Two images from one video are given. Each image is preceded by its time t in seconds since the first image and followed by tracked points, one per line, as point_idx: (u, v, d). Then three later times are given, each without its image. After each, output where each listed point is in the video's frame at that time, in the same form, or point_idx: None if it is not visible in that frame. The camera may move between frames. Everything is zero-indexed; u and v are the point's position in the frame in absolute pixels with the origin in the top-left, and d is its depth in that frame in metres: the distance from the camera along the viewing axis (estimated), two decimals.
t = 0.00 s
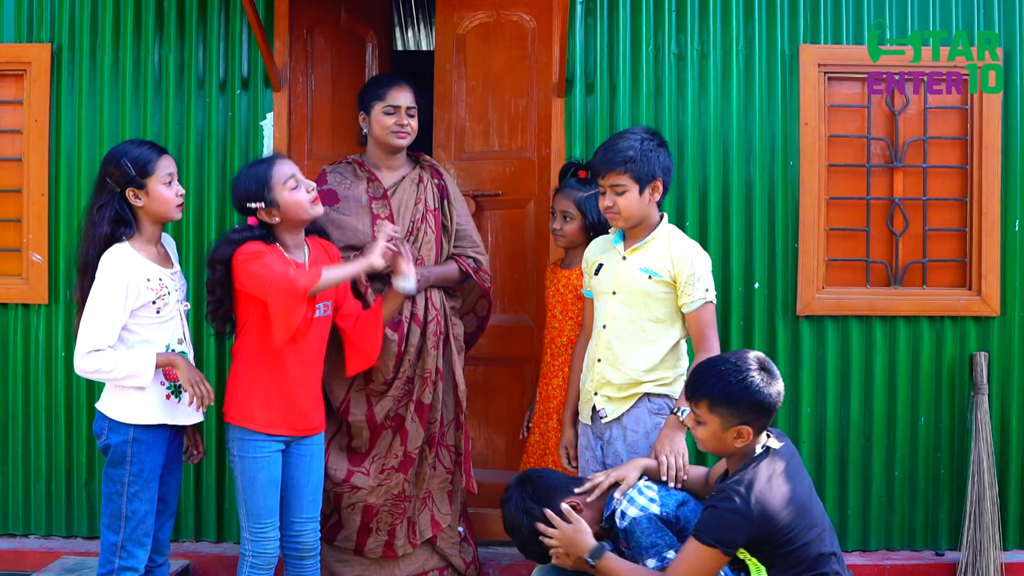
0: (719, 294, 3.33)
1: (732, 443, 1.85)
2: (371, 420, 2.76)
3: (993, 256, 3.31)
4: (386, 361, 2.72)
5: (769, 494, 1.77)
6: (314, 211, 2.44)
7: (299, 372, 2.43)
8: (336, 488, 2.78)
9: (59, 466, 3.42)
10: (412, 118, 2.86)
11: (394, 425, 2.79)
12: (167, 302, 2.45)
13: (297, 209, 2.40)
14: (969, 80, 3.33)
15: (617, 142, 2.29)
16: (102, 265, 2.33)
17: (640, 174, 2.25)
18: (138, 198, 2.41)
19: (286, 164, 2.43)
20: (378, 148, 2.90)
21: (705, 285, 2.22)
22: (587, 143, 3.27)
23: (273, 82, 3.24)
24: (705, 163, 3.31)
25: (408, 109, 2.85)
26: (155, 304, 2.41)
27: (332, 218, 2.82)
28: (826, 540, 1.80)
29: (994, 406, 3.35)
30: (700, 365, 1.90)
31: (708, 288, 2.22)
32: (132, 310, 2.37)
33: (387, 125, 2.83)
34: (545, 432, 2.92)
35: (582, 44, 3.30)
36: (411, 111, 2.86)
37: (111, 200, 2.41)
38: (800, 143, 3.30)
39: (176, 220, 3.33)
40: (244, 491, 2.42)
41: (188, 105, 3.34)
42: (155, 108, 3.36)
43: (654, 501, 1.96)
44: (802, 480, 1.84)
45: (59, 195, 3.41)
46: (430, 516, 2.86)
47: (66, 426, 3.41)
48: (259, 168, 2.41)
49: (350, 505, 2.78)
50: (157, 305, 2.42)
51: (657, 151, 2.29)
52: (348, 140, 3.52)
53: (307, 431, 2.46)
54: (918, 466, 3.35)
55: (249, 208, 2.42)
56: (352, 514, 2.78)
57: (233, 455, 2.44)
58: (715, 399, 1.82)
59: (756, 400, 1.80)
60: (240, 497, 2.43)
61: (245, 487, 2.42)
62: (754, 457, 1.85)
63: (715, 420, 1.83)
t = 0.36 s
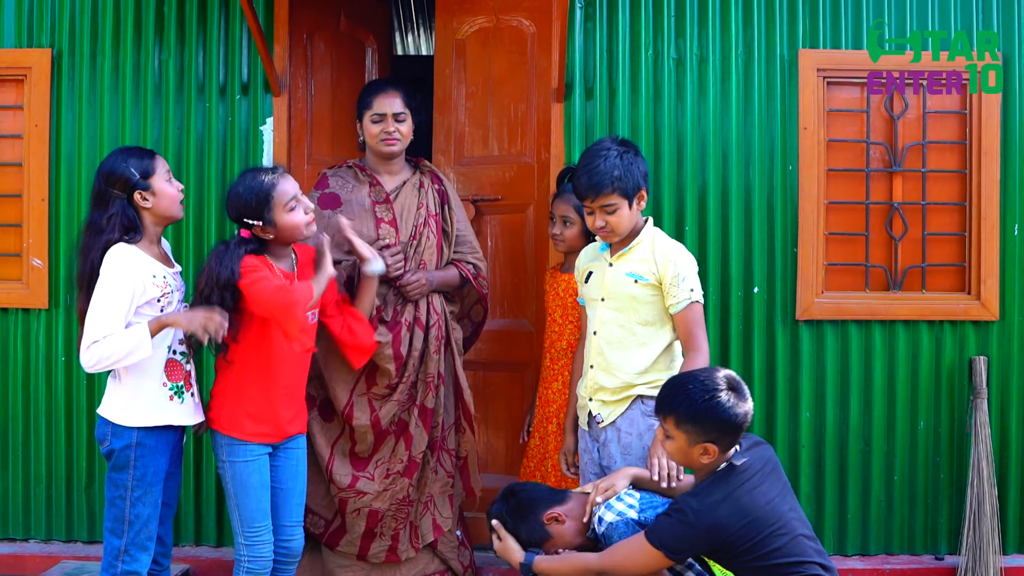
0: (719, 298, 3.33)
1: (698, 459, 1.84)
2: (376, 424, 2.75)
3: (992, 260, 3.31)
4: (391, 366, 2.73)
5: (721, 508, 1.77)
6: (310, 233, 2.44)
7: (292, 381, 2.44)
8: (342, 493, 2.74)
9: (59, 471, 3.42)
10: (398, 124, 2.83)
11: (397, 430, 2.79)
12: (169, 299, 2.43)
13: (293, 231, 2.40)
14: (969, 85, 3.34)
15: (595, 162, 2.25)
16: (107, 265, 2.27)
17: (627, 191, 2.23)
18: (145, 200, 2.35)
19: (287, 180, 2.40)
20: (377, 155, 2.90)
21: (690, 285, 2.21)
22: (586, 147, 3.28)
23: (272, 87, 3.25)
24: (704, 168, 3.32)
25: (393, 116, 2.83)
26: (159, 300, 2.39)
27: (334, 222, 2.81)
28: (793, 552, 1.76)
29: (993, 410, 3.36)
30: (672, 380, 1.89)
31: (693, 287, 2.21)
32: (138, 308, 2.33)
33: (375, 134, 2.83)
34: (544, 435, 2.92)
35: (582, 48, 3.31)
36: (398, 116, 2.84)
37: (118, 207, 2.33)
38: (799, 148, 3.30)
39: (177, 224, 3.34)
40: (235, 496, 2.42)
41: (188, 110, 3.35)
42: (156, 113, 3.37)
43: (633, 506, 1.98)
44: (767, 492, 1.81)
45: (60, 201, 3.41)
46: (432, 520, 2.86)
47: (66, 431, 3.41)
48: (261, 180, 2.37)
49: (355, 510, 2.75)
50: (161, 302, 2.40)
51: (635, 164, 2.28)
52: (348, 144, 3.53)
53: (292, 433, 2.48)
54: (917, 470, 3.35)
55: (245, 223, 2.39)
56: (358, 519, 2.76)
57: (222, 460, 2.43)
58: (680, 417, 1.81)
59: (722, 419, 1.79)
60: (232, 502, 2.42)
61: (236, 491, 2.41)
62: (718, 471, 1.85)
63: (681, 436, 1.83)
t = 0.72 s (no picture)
0: (718, 302, 3.33)
1: (664, 466, 1.85)
2: (367, 426, 2.76)
3: (991, 264, 3.31)
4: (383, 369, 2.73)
5: (693, 523, 1.77)
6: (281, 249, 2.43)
7: (281, 382, 2.46)
8: (332, 494, 2.77)
9: (58, 473, 3.42)
10: (389, 128, 2.84)
11: (391, 433, 2.79)
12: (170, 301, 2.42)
13: (267, 240, 2.41)
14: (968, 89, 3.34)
15: (576, 172, 2.27)
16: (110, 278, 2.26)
17: (609, 199, 2.26)
18: (144, 212, 2.34)
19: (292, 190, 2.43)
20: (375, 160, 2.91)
21: (678, 287, 2.24)
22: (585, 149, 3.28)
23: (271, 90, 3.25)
24: (703, 171, 3.32)
25: (384, 119, 2.83)
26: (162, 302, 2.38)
27: (331, 225, 2.85)
28: (773, 557, 1.76)
29: (991, 413, 3.36)
30: (660, 383, 1.91)
31: (683, 287, 2.24)
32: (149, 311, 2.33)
33: (367, 138, 2.84)
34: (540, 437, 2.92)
35: (581, 51, 3.31)
36: (388, 120, 2.84)
37: (117, 216, 2.31)
38: (798, 151, 3.30)
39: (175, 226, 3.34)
40: (222, 495, 2.42)
41: (187, 112, 3.35)
42: (155, 115, 3.37)
43: (631, 518, 1.98)
44: (739, 501, 1.81)
45: (59, 203, 3.41)
46: (426, 523, 2.87)
47: (65, 433, 3.41)
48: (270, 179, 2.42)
49: (345, 511, 2.77)
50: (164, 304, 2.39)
51: (614, 172, 2.31)
52: (347, 147, 3.53)
53: (279, 437, 2.47)
54: (916, 473, 3.35)
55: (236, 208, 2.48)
56: (348, 520, 2.77)
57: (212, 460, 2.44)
58: (659, 420, 1.83)
59: (698, 430, 1.80)
60: (220, 502, 2.43)
61: (223, 492, 2.42)
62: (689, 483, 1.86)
63: (654, 437, 1.84)
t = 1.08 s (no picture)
0: (718, 304, 3.33)
1: (680, 451, 1.87)
2: (359, 427, 2.76)
3: (990, 267, 3.32)
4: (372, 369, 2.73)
5: (718, 512, 1.77)
6: (282, 242, 2.42)
7: (286, 381, 2.46)
8: (324, 495, 2.78)
9: (58, 475, 3.42)
10: (380, 130, 2.84)
11: (384, 435, 2.79)
12: (161, 311, 2.39)
13: (269, 236, 2.42)
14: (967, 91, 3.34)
15: (585, 172, 2.23)
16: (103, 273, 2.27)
17: (618, 202, 2.23)
18: (142, 199, 2.35)
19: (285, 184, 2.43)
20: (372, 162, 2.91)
21: (675, 289, 2.21)
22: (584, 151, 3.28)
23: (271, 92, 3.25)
24: (703, 174, 3.32)
25: (375, 121, 2.83)
26: (150, 311, 2.35)
27: (327, 227, 2.85)
28: (797, 548, 1.77)
29: (991, 415, 3.36)
30: (681, 369, 1.93)
31: (680, 290, 2.21)
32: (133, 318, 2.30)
33: (358, 141, 2.86)
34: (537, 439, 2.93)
35: (581, 54, 3.31)
36: (379, 122, 2.83)
37: (115, 203, 2.33)
38: (798, 154, 3.30)
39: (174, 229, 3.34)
40: (229, 496, 2.41)
41: (187, 114, 3.35)
42: (154, 117, 3.37)
43: (634, 523, 1.96)
44: (761, 495, 1.81)
45: (59, 206, 3.42)
46: (420, 526, 2.86)
47: (65, 435, 3.41)
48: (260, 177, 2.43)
49: (337, 513, 2.78)
50: (152, 312, 2.36)
51: (624, 173, 2.28)
52: (346, 149, 3.53)
53: (286, 435, 2.48)
54: (915, 475, 3.35)
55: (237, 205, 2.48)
56: (340, 521, 2.79)
57: (218, 460, 2.43)
58: (677, 403, 1.85)
59: (715, 414, 1.82)
60: (227, 502, 2.42)
61: (231, 491, 2.41)
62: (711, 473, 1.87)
63: (671, 420, 1.86)
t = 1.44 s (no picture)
0: (717, 306, 3.33)
1: (713, 441, 1.85)
2: (360, 426, 2.77)
3: (990, 269, 3.32)
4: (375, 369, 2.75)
5: (768, 492, 1.74)
6: (279, 242, 2.45)
7: (291, 383, 2.47)
8: (322, 495, 2.80)
9: (58, 476, 3.43)
10: (378, 133, 2.84)
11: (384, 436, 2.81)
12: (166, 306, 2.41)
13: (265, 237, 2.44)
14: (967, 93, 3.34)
15: (607, 175, 2.18)
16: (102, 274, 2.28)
17: (639, 207, 2.21)
18: (138, 209, 2.36)
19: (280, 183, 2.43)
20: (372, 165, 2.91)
21: (686, 296, 2.21)
22: (584, 153, 3.29)
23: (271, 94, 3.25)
24: (702, 175, 3.32)
25: (373, 124, 2.84)
26: (155, 306, 2.37)
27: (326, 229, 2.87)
28: (820, 541, 1.78)
29: (991, 417, 3.36)
30: (718, 360, 1.91)
31: (691, 297, 2.20)
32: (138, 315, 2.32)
33: (358, 143, 2.86)
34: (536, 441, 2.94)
35: (580, 56, 3.32)
36: (377, 125, 2.84)
37: (110, 209, 2.34)
38: (797, 156, 3.30)
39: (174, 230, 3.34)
40: (231, 497, 2.42)
41: (187, 116, 3.36)
42: (155, 119, 3.38)
43: (632, 530, 1.94)
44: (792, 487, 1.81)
45: (60, 207, 3.42)
46: (417, 528, 2.86)
47: (66, 436, 3.42)
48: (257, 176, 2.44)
49: (335, 513, 2.80)
50: (157, 307, 2.38)
51: (647, 176, 2.24)
52: (346, 151, 3.52)
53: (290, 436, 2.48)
54: (915, 477, 3.35)
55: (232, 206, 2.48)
56: (337, 522, 2.81)
57: (221, 462, 2.43)
58: (717, 392, 1.83)
59: (753, 405, 1.80)
60: (228, 504, 2.42)
61: (233, 494, 2.41)
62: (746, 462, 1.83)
63: (709, 409, 1.84)
